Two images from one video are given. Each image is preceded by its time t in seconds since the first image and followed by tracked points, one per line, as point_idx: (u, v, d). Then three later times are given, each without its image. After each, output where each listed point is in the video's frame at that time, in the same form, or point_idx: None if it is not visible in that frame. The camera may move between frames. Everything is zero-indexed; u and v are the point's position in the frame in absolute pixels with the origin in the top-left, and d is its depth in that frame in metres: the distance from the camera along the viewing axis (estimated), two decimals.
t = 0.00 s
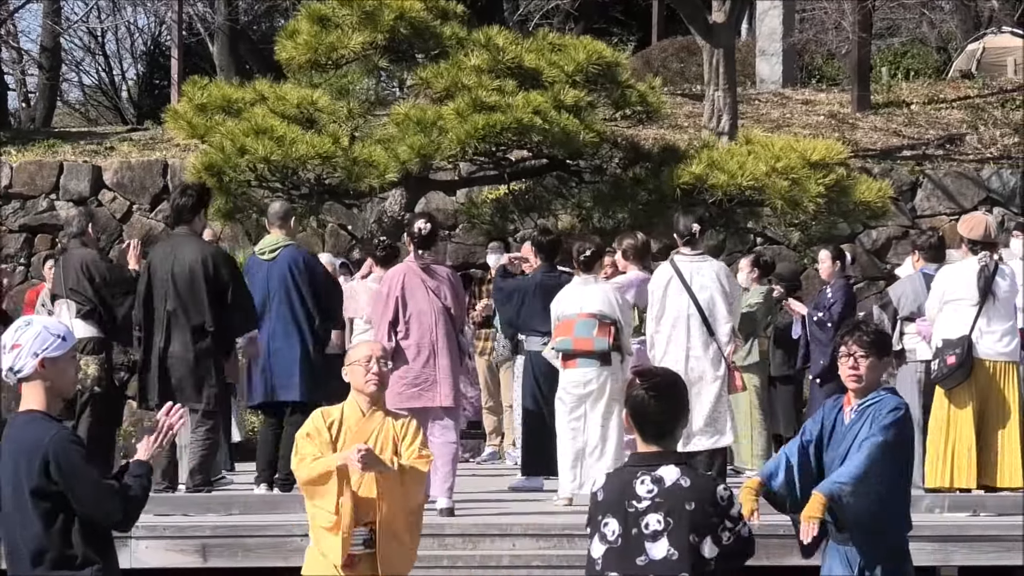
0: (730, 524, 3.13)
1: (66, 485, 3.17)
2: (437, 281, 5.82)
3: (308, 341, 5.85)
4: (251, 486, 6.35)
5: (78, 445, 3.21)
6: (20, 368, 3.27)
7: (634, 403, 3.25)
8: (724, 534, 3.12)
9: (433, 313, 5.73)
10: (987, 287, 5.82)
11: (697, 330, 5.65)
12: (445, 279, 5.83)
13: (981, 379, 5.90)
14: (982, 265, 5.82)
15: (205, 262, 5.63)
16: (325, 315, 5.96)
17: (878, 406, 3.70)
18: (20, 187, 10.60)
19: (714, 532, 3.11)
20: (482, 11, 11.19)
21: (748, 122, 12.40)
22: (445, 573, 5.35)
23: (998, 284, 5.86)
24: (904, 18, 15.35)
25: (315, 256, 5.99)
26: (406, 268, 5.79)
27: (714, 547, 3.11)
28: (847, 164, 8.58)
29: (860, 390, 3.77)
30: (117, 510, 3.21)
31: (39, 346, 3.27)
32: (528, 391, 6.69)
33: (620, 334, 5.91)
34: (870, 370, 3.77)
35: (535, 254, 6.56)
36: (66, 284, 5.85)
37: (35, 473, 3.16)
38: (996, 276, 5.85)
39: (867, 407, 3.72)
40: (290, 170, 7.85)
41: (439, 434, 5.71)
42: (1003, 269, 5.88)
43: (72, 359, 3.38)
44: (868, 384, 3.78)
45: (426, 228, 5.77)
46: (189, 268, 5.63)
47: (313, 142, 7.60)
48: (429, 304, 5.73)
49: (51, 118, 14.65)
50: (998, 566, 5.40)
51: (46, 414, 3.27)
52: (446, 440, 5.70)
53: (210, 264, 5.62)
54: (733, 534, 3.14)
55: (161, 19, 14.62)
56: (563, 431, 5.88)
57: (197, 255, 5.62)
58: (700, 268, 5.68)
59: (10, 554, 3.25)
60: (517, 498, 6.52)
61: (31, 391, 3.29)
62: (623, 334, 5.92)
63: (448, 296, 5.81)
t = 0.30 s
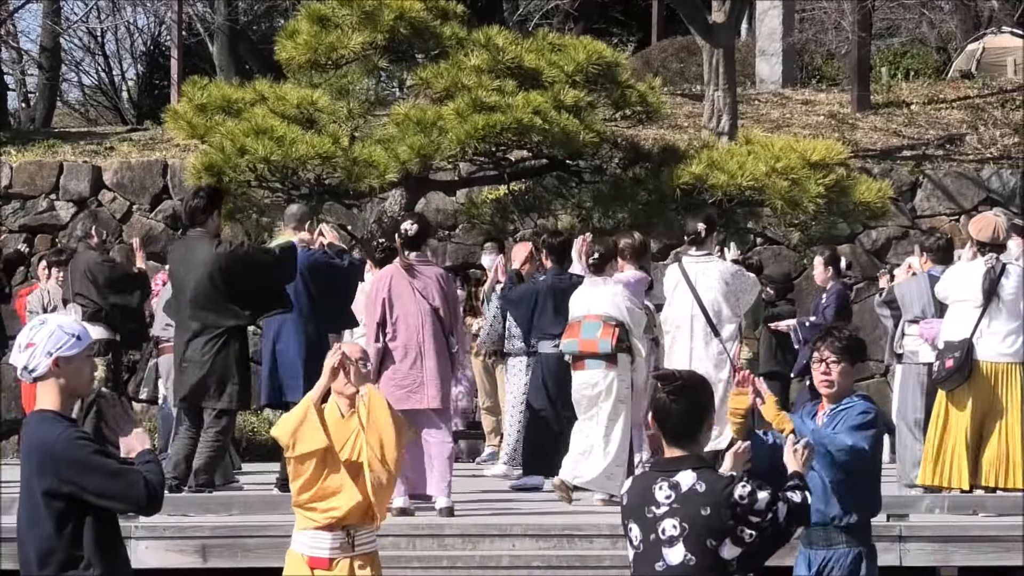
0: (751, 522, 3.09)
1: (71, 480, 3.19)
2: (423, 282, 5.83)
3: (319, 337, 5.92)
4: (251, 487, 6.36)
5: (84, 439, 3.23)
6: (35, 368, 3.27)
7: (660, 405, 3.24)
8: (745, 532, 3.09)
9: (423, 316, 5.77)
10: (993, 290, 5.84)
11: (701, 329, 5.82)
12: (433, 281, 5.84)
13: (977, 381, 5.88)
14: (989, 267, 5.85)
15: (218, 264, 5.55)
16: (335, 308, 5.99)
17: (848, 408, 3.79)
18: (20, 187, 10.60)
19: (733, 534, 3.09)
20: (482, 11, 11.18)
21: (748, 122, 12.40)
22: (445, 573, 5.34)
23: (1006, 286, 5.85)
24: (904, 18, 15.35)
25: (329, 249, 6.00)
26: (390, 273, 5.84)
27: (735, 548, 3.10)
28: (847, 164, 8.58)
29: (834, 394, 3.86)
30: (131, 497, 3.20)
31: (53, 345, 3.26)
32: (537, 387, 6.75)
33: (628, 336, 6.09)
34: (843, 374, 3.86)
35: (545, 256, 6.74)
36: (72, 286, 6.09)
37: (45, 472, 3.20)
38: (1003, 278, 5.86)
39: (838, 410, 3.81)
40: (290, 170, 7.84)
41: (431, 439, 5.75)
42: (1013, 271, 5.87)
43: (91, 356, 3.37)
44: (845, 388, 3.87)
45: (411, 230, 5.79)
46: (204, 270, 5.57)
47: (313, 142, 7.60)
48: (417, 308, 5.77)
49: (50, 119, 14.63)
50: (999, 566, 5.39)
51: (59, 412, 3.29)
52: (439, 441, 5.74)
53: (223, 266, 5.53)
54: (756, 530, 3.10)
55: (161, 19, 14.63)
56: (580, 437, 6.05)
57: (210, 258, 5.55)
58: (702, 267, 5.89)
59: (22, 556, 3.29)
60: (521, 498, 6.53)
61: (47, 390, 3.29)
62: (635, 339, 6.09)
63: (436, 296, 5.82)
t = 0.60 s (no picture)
0: (753, 529, 3.07)
1: (75, 480, 3.15)
2: (416, 282, 5.82)
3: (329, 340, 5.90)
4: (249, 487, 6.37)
5: (90, 439, 3.18)
6: (47, 367, 3.24)
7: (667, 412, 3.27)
8: (746, 538, 3.08)
9: (417, 319, 5.79)
10: (992, 292, 5.84)
11: (702, 328, 5.84)
12: (426, 282, 5.82)
13: (973, 382, 5.89)
14: (989, 269, 5.85)
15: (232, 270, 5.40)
16: (343, 311, 5.96)
17: (824, 406, 3.81)
18: (20, 187, 10.61)
19: (734, 540, 3.10)
20: (482, 12, 11.18)
21: (747, 122, 12.41)
22: (445, 573, 5.34)
23: (1006, 289, 5.84)
24: (903, 18, 15.35)
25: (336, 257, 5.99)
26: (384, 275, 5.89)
27: (736, 553, 3.11)
28: (847, 165, 8.58)
29: (811, 392, 3.88)
30: (133, 499, 3.13)
31: (63, 344, 3.23)
32: (546, 390, 6.76)
33: (636, 337, 6.10)
34: (820, 372, 3.88)
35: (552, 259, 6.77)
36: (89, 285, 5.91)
37: (51, 472, 3.18)
38: (1003, 281, 5.84)
39: (814, 408, 3.83)
40: (290, 171, 7.85)
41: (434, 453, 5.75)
42: (1014, 271, 5.85)
43: (105, 354, 3.33)
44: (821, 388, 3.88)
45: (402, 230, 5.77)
46: (217, 277, 5.41)
47: (313, 142, 7.61)
48: (410, 311, 5.79)
49: (50, 119, 14.63)
50: (999, 566, 5.39)
51: (70, 413, 3.25)
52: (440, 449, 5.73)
53: (238, 271, 5.39)
54: (759, 537, 3.08)
55: (161, 20, 14.64)
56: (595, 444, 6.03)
57: (223, 264, 5.40)
58: (707, 267, 5.87)
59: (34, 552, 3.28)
60: (524, 498, 6.55)
61: (58, 388, 3.26)
62: (643, 340, 6.11)
63: (430, 297, 5.82)
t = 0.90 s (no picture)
0: (755, 533, 3.05)
1: (94, 483, 3.18)
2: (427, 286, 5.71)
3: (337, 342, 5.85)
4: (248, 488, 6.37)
5: (108, 440, 3.20)
6: (67, 373, 3.26)
7: (675, 415, 3.28)
8: (748, 541, 3.06)
9: (425, 323, 5.69)
10: (985, 296, 5.84)
11: (705, 331, 5.85)
12: (437, 286, 5.69)
13: (967, 386, 5.91)
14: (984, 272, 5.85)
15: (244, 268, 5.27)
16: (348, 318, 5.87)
17: (797, 406, 3.62)
18: (20, 188, 10.61)
19: (737, 542, 3.07)
20: (482, 13, 11.17)
21: (747, 124, 12.40)
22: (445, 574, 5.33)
23: (999, 294, 5.83)
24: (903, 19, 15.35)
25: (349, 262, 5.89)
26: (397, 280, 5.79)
27: (741, 555, 3.07)
28: (846, 166, 8.58)
29: (788, 391, 3.74)
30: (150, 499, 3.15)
31: (83, 350, 3.26)
32: (545, 391, 6.75)
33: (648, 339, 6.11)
34: (796, 371, 3.76)
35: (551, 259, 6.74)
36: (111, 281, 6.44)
37: (73, 478, 3.21)
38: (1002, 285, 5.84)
39: (789, 407, 3.65)
40: (290, 171, 7.85)
41: (445, 457, 5.68)
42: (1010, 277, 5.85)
43: (123, 358, 3.36)
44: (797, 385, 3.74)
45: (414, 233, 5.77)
46: (230, 275, 5.28)
47: (313, 143, 7.60)
48: (419, 315, 5.69)
49: (49, 120, 14.62)
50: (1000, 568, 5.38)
51: (91, 418, 3.27)
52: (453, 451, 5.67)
53: (250, 266, 5.26)
54: (761, 542, 3.04)
55: (161, 21, 14.65)
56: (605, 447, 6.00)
57: (235, 262, 5.27)
58: (710, 270, 5.87)
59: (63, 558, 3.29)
60: (527, 499, 6.55)
61: (80, 395, 3.28)
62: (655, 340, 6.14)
63: (440, 301, 5.69)
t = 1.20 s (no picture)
0: (753, 541, 3.02)
1: (110, 485, 3.19)
2: (451, 285, 5.83)
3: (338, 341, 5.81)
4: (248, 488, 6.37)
5: (123, 441, 3.21)
6: (78, 375, 3.26)
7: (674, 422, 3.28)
8: (745, 550, 3.03)
9: (451, 319, 5.79)
10: (982, 299, 5.84)
11: (707, 334, 5.83)
12: (465, 284, 5.82)
13: (962, 384, 5.94)
14: (981, 276, 5.85)
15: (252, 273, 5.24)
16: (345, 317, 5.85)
17: (794, 408, 3.62)
18: (19, 189, 10.60)
19: (734, 550, 3.04)
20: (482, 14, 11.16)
21: (747, 125, 12.41)
22: None
23: (996, 297, 5.83)
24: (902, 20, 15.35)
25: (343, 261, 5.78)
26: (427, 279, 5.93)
27: (739, 563, 3.04)
28: (846, 167, 8.57)
29: (783, 395, 3.69)
30: (166, 503, 3.17)
31: (92, 352, 3.26)
32: (546, 390, 6.83)
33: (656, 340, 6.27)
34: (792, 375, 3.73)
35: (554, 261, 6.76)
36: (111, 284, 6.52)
37: (88, 480, 3.22)
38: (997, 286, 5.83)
39: (788, 407, 3.64)
40: (289, 173, 7.85)
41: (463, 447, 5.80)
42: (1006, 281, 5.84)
43: (131, 359, 3.35)
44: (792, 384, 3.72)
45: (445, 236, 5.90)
46: (239, 281, 5.24)
47: (312, 144, 7.60)
48: (446, 311, 5.81)
49: (49, 121, 14.63)
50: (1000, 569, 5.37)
51: (103, 419, 3.28)
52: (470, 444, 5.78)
53: (257, 270, 5.23)
54: (759, 552, 3.01)
55: (161, 22, 14.65)
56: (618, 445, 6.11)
57: (244, 267, 5.23)
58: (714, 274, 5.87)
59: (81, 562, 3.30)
60: (528, 501, 6.55)
61: (90, 397, 3.28)
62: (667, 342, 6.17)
63: (467, 300, 5.81)
